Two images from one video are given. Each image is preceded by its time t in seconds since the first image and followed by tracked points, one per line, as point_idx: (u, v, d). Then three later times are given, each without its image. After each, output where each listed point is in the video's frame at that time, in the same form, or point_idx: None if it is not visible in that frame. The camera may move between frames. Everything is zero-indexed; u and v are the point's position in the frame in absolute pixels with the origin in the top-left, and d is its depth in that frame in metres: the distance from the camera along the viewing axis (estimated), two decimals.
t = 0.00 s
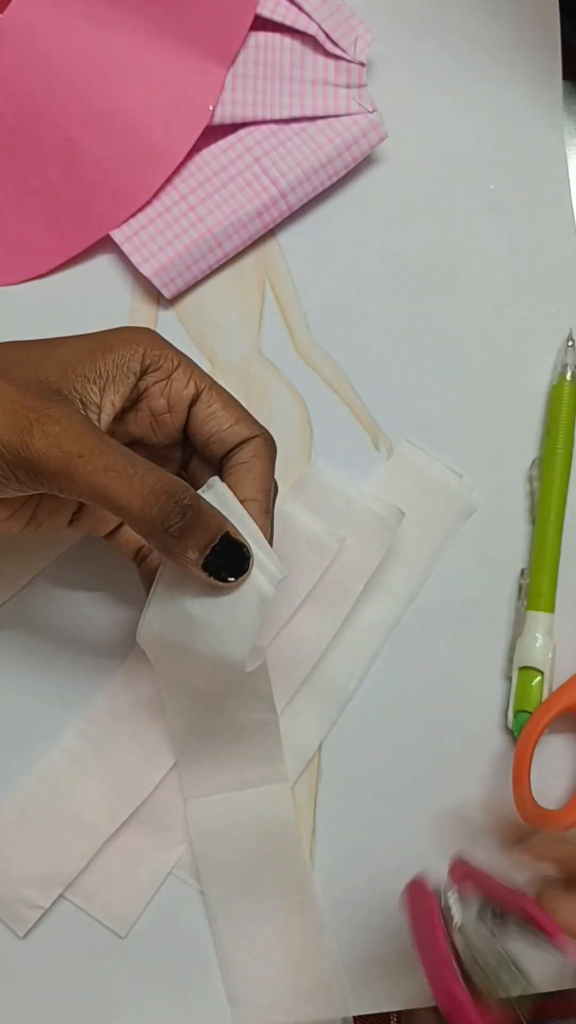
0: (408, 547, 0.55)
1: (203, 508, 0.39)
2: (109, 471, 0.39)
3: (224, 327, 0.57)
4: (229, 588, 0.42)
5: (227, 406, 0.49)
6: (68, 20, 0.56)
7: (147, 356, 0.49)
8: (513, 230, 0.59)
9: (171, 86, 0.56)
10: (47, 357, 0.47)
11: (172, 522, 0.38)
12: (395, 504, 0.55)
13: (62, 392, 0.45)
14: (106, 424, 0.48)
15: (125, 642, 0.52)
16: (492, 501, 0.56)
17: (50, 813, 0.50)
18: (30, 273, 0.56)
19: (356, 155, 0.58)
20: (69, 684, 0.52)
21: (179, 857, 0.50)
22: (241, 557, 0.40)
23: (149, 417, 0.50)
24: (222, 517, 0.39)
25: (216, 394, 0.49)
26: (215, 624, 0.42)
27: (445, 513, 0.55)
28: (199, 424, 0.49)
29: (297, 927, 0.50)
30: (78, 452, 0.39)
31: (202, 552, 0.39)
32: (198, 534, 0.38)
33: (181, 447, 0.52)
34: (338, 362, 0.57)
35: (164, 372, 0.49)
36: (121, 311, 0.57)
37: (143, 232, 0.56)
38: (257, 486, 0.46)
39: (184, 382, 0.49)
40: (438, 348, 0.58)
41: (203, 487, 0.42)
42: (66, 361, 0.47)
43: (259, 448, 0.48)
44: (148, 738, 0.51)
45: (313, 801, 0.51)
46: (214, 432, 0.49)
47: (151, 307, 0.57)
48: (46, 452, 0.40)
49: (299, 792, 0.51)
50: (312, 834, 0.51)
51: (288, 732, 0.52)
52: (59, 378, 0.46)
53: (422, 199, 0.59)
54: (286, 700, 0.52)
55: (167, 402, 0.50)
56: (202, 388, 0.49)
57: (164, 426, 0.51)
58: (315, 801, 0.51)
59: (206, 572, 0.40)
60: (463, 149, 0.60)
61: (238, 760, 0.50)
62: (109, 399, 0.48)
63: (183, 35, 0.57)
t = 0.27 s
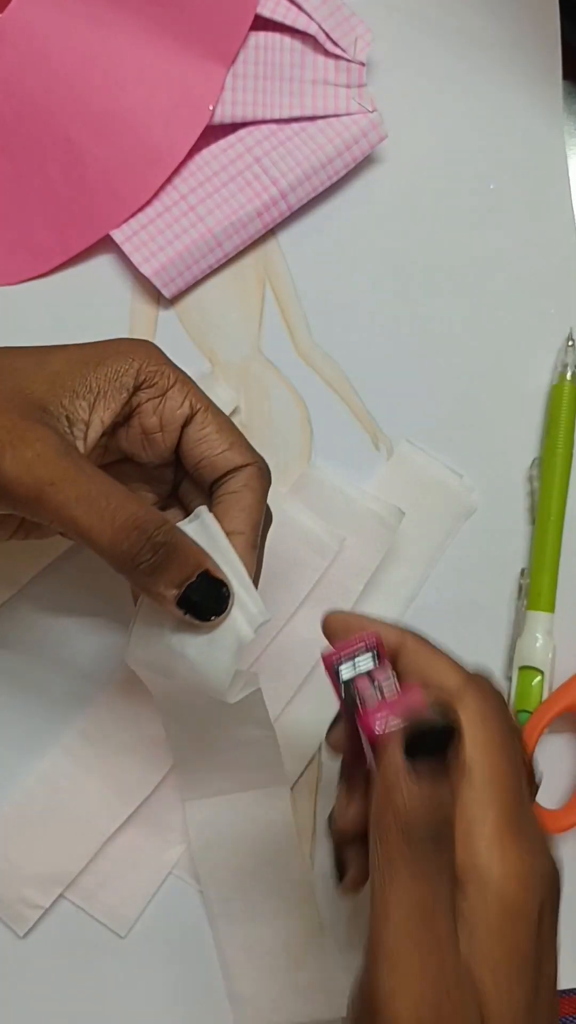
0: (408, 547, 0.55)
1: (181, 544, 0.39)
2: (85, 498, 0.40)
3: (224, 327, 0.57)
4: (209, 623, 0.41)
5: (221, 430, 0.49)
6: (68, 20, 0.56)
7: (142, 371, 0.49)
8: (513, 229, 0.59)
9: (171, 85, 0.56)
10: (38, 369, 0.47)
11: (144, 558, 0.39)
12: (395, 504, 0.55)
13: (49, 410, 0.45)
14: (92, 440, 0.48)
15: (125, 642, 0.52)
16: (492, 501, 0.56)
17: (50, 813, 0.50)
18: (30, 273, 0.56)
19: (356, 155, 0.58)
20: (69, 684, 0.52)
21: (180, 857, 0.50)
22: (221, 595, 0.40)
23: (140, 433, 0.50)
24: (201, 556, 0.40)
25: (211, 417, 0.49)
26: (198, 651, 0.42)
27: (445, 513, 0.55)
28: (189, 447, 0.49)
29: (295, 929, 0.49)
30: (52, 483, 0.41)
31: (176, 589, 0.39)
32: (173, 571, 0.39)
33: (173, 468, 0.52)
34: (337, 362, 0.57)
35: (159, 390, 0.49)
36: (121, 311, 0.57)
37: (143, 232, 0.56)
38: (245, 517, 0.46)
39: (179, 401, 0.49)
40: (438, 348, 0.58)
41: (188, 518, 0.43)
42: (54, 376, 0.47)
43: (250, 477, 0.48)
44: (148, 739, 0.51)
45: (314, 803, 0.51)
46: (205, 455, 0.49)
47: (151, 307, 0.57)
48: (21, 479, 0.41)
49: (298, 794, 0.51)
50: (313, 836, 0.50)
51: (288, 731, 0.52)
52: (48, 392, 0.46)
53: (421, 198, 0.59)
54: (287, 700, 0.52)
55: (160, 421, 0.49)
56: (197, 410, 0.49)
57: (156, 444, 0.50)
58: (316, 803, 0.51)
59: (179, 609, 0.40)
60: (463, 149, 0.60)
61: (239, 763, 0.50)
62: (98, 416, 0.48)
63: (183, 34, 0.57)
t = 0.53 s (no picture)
0: (408, 547, 0.55)
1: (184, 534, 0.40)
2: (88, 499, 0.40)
3: (224, 327, 0.57)
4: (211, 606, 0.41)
5: (215, 411, 0.49)
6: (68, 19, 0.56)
7: (136, 354, 0.48)
8: (513, 229, 0.59)
9: (171, 85, 0.56)
10: (31, 359, 0.47)
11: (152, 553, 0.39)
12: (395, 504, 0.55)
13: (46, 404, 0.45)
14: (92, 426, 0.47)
15: (125, 642, 0.52)
16: (492, 501, 0.56)
17: (50, 812, 0.50)
18: (30, 273, 0.56)
19: (356, 155, 0.58)
20: (69, 684, 0.52)
21: (180, 857, 0.50)
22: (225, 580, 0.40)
23: (135, 415, 0.50)
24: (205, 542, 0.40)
25: (204, 396, 0.49)
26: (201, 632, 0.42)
27: (445, 512, 0.55)
28: (183, 429, 0.49)
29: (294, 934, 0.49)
30: (59, 484, 0.41)
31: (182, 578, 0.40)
32: (180, 562, 0.40)
33: (162, 447, 0.52)
34: (338, 361, 0.57)
35: (153, 371, 0.49)
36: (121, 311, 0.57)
37: (143, 232, 0.56)
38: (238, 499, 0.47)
39: (172, 382, 0.49)
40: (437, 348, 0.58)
41: (185, 503, 0.43)
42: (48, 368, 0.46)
43: (242, 456, 0.49)
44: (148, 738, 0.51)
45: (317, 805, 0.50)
46: (198, 436, 0.49)
47: (151, 307, 0.57)
48: (26, 477, 0.41)
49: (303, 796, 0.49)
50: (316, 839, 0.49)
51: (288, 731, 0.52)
52: (43, 383, 0.46)
53: (421, 198, 0.59)
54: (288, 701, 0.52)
55: (154, 402, 0.49)
56: (191, 389, 0.49)
57: (149, 425, 0.50)
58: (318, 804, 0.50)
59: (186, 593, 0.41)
60: (462, 149, 0.60)
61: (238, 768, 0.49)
62: (96, 402, 0.47)
63: (183, 34, 0.57)
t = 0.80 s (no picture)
0: (408, 547, 0.55)
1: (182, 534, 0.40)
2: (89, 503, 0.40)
3: (224, 327, 0.57)
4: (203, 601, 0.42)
5: (209, 406, 0.49)
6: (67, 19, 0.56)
7: (132, 348, 0.48)
8: (513, 229, 0.59)
9: (171, 85, 0.56)
10: (28, 359, 0.46)
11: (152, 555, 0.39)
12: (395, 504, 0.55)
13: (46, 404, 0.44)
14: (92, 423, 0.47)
15: (125, 641, 0.52)
16: (492, 501, 0.56)
17: (50, 812, 0.50)
18: (30, 273, 0.56)
19: (356, 155, 0.58)
20: (68, 683, 0.52)
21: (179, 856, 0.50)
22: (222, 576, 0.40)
23: (131, 410, 0.50)
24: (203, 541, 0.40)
25: (198, 391, 0.49)
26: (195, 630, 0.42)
27: (446, 512, 0.55)
28: (179, 423, 0.50)
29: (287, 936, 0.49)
30: (59, 484, 0.41)
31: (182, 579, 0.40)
32: (179, 563, 0.40)
33: (157, 442, 0.52)
34: (338, 361, 0.57)
35: (149, 365, 0.49)
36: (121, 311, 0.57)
37: (143, 232, 0.56)
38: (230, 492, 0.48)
39: (168, 376, 0.49)
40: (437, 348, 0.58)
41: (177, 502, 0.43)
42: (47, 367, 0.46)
43: (235, 449, 0.49)
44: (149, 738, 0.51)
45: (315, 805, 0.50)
46: (192, 429, 0.49)
47: (151, 307, 0.57)
48: (27, 479, 0.41)
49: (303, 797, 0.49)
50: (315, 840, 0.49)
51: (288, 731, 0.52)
52: (41, 382, 0.45)
53: (421, 198, 0.59)
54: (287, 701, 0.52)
55: (150, 396, 0.49)
56: (186, 382, 0.49)
57: (146, 419, 0.50)
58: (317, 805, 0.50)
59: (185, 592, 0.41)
60: (462, 149, 0.60)
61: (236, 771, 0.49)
62: (95, 398, 0.47)
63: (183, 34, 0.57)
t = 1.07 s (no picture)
0: (408, 547, 0.55)
1: (179, 532, 0.40)
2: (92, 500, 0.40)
3: (224, 327, 0.57)
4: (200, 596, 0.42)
5: (200, 397, 0.50)
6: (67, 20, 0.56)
7: (128, 335, 0.48)
8: (513, 230, 0.59)
9: (171, 85, 0.56)
10: (28, 349, 0.46)
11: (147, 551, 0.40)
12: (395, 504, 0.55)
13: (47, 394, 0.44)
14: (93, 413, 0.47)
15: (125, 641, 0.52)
16: (492, 501, 0.56)
17: (50, 812, 0.50)
18: (31, 273, 0.56)
19: (356, 155, 0.58)
20: (69, 683, 0.52)
21: (180, 856, 0.50)
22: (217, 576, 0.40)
23: (123, 396, 0.50)
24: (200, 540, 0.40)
25: (190, 382, 0.50)
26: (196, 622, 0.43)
27: (446, 512, 0.55)
28: (168, 414, 0.50)
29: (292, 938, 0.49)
30: (61, 481, 0.41)
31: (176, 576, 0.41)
32: (175, 559, 0.40)
33: (149, 430, 0.52)
34: (338, 361, 0.57)
35: (142, 352, 0.49)
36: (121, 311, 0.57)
37: (143, 232, 0.56)
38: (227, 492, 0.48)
39: (161, 364, 0.49)
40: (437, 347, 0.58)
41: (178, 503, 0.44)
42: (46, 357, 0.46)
43: (226, 447, 0.49)
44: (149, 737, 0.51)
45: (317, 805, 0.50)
46: (183, 422, 0.49)
47: (151, 307, 0.57)
48: (31, 474, 0.41)
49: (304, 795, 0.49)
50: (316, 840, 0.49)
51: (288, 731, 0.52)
52: (42, 372, 0.45)
53: (421, 199, 0.59)
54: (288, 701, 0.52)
55: (142, 383, 0.49)
56: (178, 371, 0.49)
57: (137, 407, 0.50)
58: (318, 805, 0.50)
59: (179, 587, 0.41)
60: (462, 149, 0.60)
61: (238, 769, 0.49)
62: (94, 389, 0.47)
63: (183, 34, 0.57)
